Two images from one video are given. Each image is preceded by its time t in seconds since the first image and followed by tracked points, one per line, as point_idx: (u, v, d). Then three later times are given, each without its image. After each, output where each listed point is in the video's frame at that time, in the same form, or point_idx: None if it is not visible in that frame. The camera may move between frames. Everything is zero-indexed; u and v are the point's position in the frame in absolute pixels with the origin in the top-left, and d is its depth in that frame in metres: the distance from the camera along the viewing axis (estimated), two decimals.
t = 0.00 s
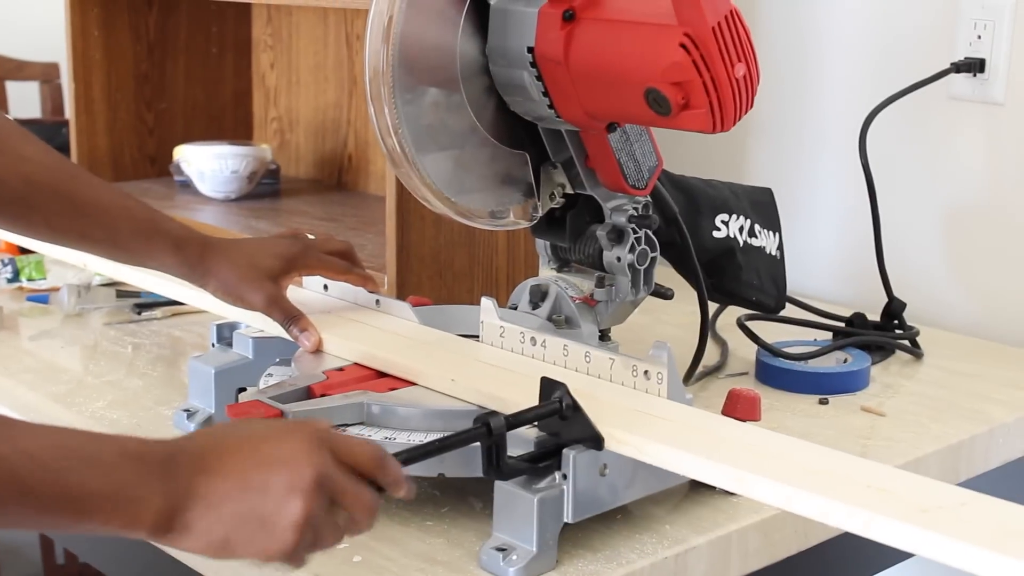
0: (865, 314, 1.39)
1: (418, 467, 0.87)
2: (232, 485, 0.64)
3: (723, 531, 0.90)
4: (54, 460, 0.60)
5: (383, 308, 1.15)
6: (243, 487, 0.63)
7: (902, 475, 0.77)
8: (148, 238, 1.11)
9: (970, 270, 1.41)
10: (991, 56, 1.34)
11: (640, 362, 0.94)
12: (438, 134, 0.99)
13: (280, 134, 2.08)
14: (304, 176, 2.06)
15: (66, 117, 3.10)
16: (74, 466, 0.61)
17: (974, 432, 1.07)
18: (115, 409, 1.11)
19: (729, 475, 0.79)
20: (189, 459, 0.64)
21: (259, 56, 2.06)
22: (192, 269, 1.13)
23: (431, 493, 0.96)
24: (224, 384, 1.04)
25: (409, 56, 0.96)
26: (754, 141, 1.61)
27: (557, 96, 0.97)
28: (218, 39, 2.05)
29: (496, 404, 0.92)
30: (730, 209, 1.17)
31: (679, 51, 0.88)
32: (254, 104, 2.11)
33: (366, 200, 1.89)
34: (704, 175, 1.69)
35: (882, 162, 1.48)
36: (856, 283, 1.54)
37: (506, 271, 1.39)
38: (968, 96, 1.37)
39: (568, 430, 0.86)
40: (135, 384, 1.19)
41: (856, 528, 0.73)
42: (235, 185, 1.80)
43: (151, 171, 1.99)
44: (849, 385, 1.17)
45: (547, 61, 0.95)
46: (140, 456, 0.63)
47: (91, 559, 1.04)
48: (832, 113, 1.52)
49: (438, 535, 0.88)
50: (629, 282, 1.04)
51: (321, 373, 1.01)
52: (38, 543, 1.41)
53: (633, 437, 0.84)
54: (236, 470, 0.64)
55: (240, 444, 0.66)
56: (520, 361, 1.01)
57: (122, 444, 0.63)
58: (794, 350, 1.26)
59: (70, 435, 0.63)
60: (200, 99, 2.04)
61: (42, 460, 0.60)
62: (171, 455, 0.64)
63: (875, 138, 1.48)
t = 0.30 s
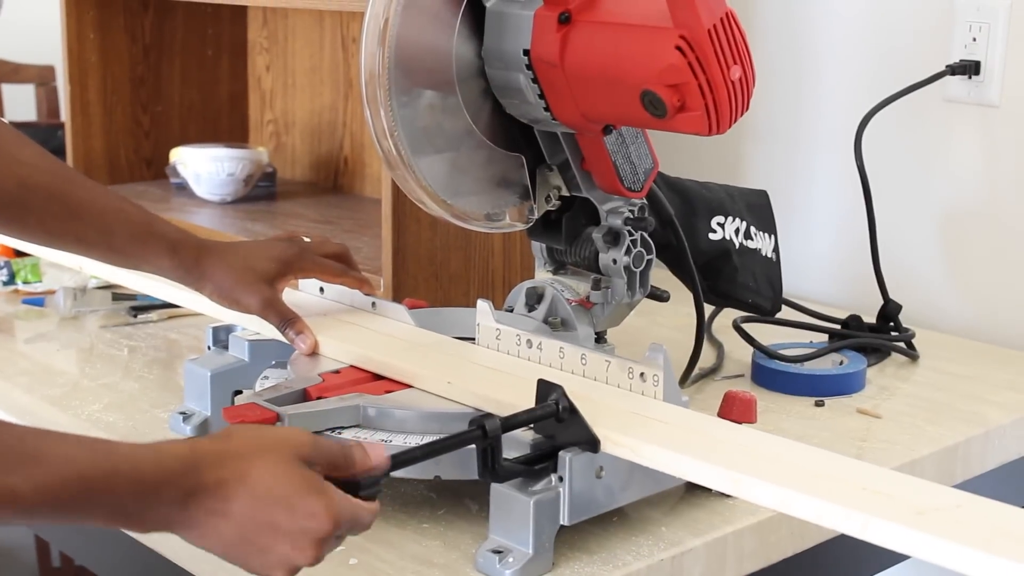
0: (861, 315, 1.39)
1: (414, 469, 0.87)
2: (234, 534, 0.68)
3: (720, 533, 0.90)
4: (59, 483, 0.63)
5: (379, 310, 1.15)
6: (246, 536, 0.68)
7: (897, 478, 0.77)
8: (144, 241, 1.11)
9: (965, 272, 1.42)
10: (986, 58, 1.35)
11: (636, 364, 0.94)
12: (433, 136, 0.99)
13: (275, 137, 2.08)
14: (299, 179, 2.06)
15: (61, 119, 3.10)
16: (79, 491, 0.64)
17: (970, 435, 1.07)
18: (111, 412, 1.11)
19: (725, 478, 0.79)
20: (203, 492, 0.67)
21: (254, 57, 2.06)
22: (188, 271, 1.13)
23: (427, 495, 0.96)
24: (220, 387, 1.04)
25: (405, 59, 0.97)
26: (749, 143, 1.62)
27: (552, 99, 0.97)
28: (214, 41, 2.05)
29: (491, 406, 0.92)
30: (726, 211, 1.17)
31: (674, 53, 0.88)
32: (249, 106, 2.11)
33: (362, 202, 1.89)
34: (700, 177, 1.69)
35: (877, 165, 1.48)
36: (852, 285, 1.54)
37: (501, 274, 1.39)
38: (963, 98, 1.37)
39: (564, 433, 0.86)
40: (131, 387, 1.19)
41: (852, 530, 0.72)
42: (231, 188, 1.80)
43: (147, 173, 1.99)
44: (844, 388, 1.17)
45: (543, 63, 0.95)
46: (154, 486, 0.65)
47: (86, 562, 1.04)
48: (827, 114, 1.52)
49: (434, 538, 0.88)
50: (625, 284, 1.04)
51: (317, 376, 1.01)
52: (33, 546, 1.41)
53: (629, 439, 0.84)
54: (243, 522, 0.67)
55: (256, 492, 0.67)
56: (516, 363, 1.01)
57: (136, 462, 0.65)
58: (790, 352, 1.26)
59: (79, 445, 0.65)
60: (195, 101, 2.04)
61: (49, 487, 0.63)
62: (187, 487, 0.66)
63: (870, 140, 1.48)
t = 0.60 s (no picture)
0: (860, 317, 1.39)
1: (412, 471, 0.87)
2: (258, 512, 0.65)
3: (719, 534, 0.90)
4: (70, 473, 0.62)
5: (377, 312, 1.15)
6: (272, 514, 0.66)
7: (896, 479, 0.77)
8: (143, 242, 1.11)
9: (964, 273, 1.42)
10: (985, 60, 1.35)
11: (635, 366, 0.94)
12: (433, 138, 0.99)
13: (274, 138, 2.08)
14: (298, 180, 2.06)
15: (60, 121, 3.10)
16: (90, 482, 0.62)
17: (969, 436, 1.07)
18: (110, 414, 1.11)
19: (724, 479, 0.79)
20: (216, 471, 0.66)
21: (253, 59, 2.06)
22: (188, 272, 1.12)
23: (426, 497, 0.96)
24: (218, 388, 1.04)
25: (404, 60, 0.97)
26: (748, 144, 1.62)
27: (551, 101, 0.97)
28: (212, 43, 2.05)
29: (490, 407, 0.92)
30: (726, 213, 1.17)
31: (674, 55, 0.88)
32: (248, 108, 2.11)
33: (361, 204, 1.89)
34: (698, 178, 1.69)
35: (876, 166, 1.48)
36: (851, 287, 1.54)
37: (500, 276, 1.39)
38: (961, 100, 1.37)
39: (563, 435, 0.86)
40: (130, 389, 1.19)
41: (852, 531, 0.72)
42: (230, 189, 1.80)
43: (146, 174, 1.99)
44: (843, 389, 1.17)
45: (542, 64, 0.96)
46: (165, 471, 0.64)
47: (84, 563, 1.04)
48: (826, 116, 1.52)
49: (433, 540, 0.88)
50: (623, 286, 1.04)
51: (316, 377, 1.01)
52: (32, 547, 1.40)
53: (629, 441, 0.84)
54: (264, 493, 0.66)
55: (271, 466, 0.67)
56: (514, 365, 1.01)
57: (147, 456, 0.65)
58: (788, 354, 1.26)
59: (88, 447, 0.64)
60: (194, 103, 2.04)
61: (60, 475, 0.62)
62: (200, 472, 0.65)
63: (869, 142, 1.48)
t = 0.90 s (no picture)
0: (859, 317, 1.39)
1: (412, 472, 0.87)
2: (267, 537, 0.66)
3: (719, 534, 0.90)
4: (79, 485, 0.62)
5: (377, 312, 1.15)
6: (275, 542, 0.66)
7: (896, 480, 0.77)
8: (144, 243, 1.11)
9: (963, 273, 1.42)
10: (985, 61, 1.35)
11: (635, 366, 0.94)
12: (433, 139, 0.99)
13: (274, 139, 2.08)
14: (298, 181, 2.06)
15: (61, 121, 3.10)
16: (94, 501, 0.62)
17: (968, 437, 1.07)
18: (110, 415, 1.11)
19: (724, 480, 0.79)
20: (230, 489, 0.66)
21: (252, 60, 2.06)
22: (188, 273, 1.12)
23: (426, 497, 0.96)
24: (218, 389, 1.04)
25: (404, 61, 0.97)
26: (748, 145, 1.62)
27: (551, 101, 0.97)
28: (212, 44, 2.05)
29: (490, 408, 0.92)
30: (726, 213, 1.17)
31: (674, 56, 0.88)
32: (248, 108, 2.11)
33: (361, 204, 1.89)
34: (698, 179, 1.69)
35: (875, 167, 1.48)
36: (850, 287, 1.55)
37: (500, 276, 1.39)
38: (960, 100, 1.37)
39: (563, 435, 0.85)
40: (130, 389, 1.19)
41: (852, 531, 0.72)
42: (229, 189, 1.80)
43: (146, 175, 1.99)
44: (843, 390, 1.17)
45: (542, 65, 0.96)
46: (175, 487, 0.64)
47: (84, 564, 1.04)
48: (826, 117, 1.52)
49: (433, 540, 0.88)
50: (623, 286, 1.04)
51: (316, 378, 1.00)
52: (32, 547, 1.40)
53: (629, 442, 0.84)
54: (277, 518, 0.66)
55: (280, 493, 0.66)
56: (514, 365, 1.01)
57: (161, 467, 0.65)
58: (788, 354, 1.26)
59: (100, 454, 0.65)
60: (194, 103, 2.04)
61: (67, 490, 0.62)
62: (210, 491, 0.65)
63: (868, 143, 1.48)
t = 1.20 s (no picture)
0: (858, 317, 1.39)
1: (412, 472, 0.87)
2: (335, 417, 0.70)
3: (718, 534, 0.90)
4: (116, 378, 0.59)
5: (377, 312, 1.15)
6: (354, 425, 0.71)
7: (895, 480, 0.77)
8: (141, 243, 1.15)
9: (963, 274, 1.42)
10: (984, 62, 1.35)
11: (635, 367, 0.94)
12: (433, 139, 0.99)
13: (273, 139, 2.08)
14: (297, 181, 2.06)
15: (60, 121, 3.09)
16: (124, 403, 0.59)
17: (968, 437, 1.07)
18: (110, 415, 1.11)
19: (724, 480, 0.79)
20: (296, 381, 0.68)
21: (251, 59, 2.06)
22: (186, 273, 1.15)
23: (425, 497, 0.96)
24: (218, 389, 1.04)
25: (402, 63, 0.97)
26: (747, 145, 1.62)
27: (551, 102, 0.97)
28: (212, 44, 2.05)
29: (490, 409, 0.92)
30: (725, 214, 1.17)
31: (673, 56, 0.88)
32: (248, 108, 2.11)
33: (361, 205, 1.89)
34: (697, 179, 1.70)
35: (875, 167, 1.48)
36: (849, 288, 1.55)
37: (500, 277, 1.40)
38: (960, 101, 1.37)
39: (563, 435, 0.86)
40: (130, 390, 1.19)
41: (851, 532, 0.72)
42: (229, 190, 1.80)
43: (145, 175, 1.99)
44: (842, 390, 1.18)
45: (542, 66, 0.95)
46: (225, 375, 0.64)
47: (84, 563, 1.04)
48: (826, 117, 1.52)
49: (432, 540, 0.88)
50: (623, 287, 1.04)
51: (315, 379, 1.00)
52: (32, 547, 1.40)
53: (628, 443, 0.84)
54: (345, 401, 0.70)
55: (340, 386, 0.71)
56: (513, 365, 1.01)
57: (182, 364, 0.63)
58: (788, 355, 1.26)
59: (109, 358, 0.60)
60: (194, 103, 2.04)
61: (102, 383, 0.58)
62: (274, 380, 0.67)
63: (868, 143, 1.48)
